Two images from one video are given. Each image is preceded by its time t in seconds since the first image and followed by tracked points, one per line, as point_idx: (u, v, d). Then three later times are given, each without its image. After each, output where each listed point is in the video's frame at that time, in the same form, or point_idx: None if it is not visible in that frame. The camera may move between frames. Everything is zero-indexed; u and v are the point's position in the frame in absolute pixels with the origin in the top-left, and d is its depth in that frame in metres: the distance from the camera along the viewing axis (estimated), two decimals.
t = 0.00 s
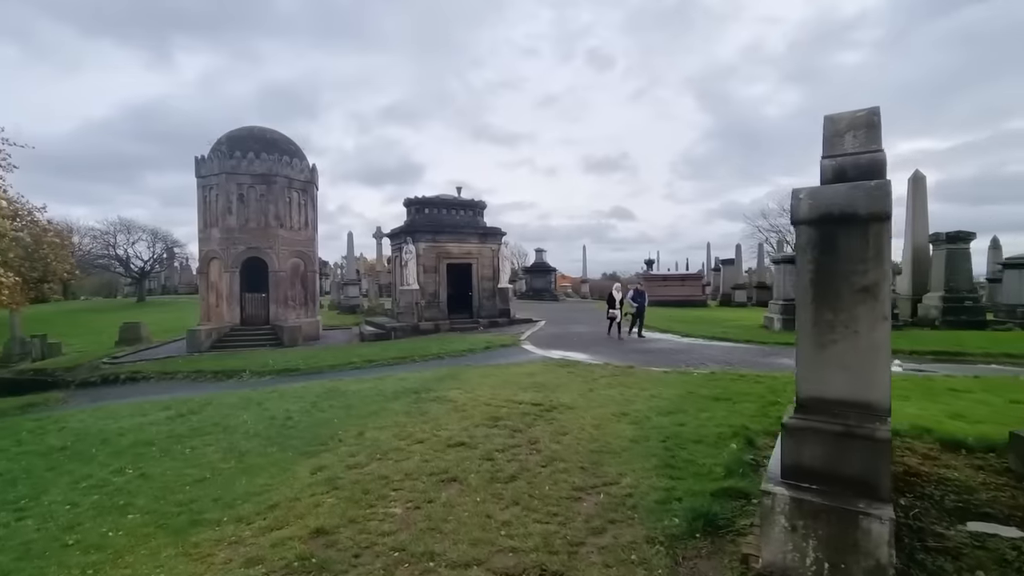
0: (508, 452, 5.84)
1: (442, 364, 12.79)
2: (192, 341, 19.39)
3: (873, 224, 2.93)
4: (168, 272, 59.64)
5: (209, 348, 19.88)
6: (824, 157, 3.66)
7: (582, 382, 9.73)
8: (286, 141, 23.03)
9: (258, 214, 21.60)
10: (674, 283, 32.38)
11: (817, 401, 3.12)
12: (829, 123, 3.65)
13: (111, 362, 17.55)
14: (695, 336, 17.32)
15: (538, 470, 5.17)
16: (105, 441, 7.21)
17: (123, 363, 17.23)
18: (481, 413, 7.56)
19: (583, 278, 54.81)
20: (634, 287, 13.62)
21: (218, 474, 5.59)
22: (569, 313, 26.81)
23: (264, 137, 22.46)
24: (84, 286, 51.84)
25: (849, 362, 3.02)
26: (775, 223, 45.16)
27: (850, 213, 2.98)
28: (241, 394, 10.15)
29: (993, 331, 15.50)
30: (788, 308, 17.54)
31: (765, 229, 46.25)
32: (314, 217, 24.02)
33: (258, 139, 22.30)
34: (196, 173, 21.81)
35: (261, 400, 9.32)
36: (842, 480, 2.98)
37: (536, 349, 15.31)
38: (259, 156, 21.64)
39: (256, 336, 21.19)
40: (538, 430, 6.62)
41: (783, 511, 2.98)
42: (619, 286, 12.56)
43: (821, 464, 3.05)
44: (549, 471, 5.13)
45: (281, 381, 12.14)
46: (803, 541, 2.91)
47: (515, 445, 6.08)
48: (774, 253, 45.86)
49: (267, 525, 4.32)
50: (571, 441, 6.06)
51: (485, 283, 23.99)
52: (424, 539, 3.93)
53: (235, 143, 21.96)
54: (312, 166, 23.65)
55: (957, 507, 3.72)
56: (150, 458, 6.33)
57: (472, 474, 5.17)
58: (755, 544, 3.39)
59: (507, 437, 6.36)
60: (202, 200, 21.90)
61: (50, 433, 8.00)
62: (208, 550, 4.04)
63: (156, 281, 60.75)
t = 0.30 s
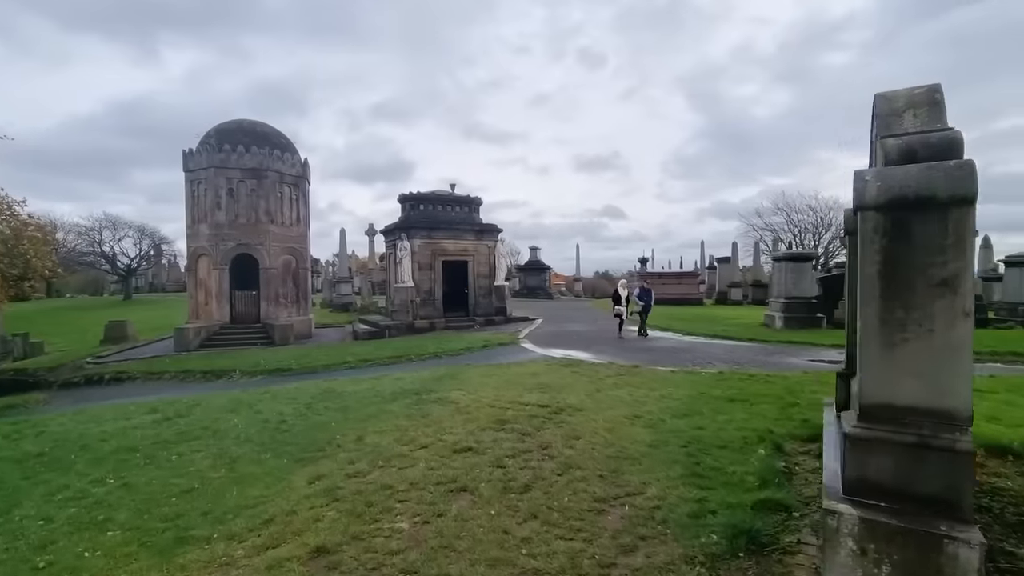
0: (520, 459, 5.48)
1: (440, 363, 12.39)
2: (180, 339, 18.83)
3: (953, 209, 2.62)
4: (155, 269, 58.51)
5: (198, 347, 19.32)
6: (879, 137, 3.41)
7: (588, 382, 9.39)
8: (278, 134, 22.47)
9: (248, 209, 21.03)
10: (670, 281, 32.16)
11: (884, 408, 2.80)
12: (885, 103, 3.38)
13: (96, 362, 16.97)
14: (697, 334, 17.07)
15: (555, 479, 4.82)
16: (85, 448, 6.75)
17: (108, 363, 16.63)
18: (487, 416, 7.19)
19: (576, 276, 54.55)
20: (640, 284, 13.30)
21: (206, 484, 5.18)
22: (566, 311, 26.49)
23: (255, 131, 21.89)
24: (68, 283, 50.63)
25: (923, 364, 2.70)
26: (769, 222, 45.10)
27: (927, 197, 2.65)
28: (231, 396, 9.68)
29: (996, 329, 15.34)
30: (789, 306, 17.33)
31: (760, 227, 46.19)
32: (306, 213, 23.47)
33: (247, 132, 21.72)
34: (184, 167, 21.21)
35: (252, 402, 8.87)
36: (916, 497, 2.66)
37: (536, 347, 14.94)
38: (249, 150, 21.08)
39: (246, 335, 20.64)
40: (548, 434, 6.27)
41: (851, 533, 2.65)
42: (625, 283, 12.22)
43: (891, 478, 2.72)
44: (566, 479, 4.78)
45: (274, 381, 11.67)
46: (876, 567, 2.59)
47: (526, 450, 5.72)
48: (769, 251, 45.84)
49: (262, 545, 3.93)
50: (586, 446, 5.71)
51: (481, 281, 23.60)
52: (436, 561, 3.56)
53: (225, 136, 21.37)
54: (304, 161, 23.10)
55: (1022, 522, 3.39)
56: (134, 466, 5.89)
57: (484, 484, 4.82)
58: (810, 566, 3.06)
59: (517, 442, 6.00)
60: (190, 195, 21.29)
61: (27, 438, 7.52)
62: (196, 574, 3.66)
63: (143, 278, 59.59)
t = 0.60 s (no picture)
0: (529, 460, 5.11)
1: (436, 355, 11.98)
2: (163, 331, 18.17)
3: None
4: (138, 259, 57.19)
5: (182, 339, 18.68)
6: (942, 104, 3.04)
7: (592, 374, 9.04)
8: (261, 118, 21.64)
9: (232, 196, 20.27)
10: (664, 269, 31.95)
11: (964, 413, 2.45)
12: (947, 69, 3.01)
13: (75, 355, 16.30)
14: (695, 321, 16.83)
15: (570, 484, 4.45)
16: (57, 452, 6.27)
17: (87, 357, 15.93)
18: (490, 412, 6.82)
19: (568, 264, 54.28)
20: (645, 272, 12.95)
21: (188, 494, 4.74)
22: (560, 299, 26.15)
23: (237, 114, 21.04)
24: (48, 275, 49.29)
25: (1015, 364, 2.33)
26: (761, 207, 45.01)
27: None
28: (217, 391, 9.20)
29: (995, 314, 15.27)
30: (788, 293, 17.14)
31: (752, 213, 46.07)
32: (292, 200, 22.74)
33: (230, 116, 20.85)
34: (164, 152, 20.37)
35: (239, 398, 8.39)
36: (1007, 516, 2.32)
37: (534, 337, 14.58)
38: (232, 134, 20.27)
39: (232, 326, 20.02)
40: (556, 431, 5.90)
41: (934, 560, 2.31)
42: (629, 270, 11.85)
43: (978, 496, 2.37)
44: (582, 484, 4.42)
45: (262, 375, 11.19)
46: None
47: (535, 451, 5.35)
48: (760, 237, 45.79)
49: (251, 566, 3.53)
50: (599, 445, 5.35)
51: (474, 269, 23.13)
52: None
53: (205, 120, 20.51)
54: (289, 146, 22.31)
55: None
56: (110, 472, 5.45)
57: (493, 490, 4.43)
58: None
59: (524, 441, 5.63)
60: (170, 181, 20.48)
61: None
62: None
63: (125, 268, 58.22)
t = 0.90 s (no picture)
0: (537, 471, 4.68)
1: (434, 354, 11.55)
2: (151, 330, 17.62)
3: None
4: (129, 256, 56.41)
5: (171, 338, 18.14)
6: (1022, 73, 2.72)
7: (598, 375, 8.63)
8: (253, 110, 21.09)
9: (223, 191, 19.72)
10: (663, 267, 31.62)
11: None
12: None
13: (59, 354, 15.75)
14: (699, 320, 16.47)
15: (585, 500, 4.03)
16: (24, 461, 5.79)
17: (71, 356, 15.38)
18: (493, 416, 6.39)
19: (565, 262, 53.94)
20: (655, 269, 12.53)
21: (161, 511, 4.29)
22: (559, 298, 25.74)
23: (228, 106, 20.49)
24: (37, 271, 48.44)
25: None
26: (759, 206, 44.81)
27: None
28: (204, 394, 8.73)
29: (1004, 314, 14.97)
30: (793, 291, 16.79)
31: (750, 212, 45.86)
32: (285, 195, 22.21)
33: (221, 109, 20.28)
34: (152, 145, 19.79)
35: (225, 401, 7.93)
36: None
37: (534, 336, 14.14)
38: (222, 126, 19.72)
39: (223, 324, 19.48)
40: (565, 439, 5.48)
41: None
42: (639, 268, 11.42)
43: None
44: (598, 500, 4.00)
45: (252, 376, 10.72)
46: None
47: (543, 460, 4.93)
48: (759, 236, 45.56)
49: None
50: (612, 454, 4.94)
51: (471, 266, 22.70)
52: None
53: (195, 112, 19.94)
54: (282, 139, 21.78)
55: None
56: (78, 485, 4.98)
57: (500, 507, 4.01)
58: None
59: (530, 450, 5.20)
60: (159, 175, 19.90)
61: None
62: None
63: (116, 265, 57.41)
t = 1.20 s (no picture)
0: (550, 495, 4.21)
1: (431, 359, 11.08)
2: (137, 333, 17.05)
3: None
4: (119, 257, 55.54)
5: (158, 341, 17.57)
6: None
7: (605, 382, 8.19)
8: (244, 108, 20.54)
9: (213, 190, 19.16)
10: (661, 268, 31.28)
11: None
12: None
13: (40, 359, 15.18)
14: (701, 323, 16.09)
15: (607, 531, 3.56)
16: None
17: (53, 361, 14.80)
18: (496, 429, 5.92)
19: (561, 263, 53.57)
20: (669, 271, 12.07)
21: (126, 546, 3.80)
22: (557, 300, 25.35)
23: (218, 103, 19.94)
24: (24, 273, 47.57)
25: None
26: (757, 207, 44.55)
27: None
28: (187, 403, 8.21)
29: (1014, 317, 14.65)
30: (797, 293, 16.43)
31: (748, 212, 45.65)
32: (277, 195, 21.67)
33: (210, 106, 19.70)
34: (140, 143, 19.22)
35: (208, 412, 7.43)
36: None
37: (535, 339, 13.68)
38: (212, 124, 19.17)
39: (213, 327, 18.91)
40: (576, 455, 5.02)
41: None
42: (652, 270, 10.98)
43: None
44: (622, 532, 3.53)
45: (240, 383, 10.21)
46: None
47: (555, 482, 4.47)
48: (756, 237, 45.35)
49: None
50: (631, 475, 4.48)
51: (468, 268, 22.24)
52: None
53: (184, 109, 19.38)
54: (274, 138, 21.26)
55: None
56: (38, 510, 4.48)
57: (511, 540, 3.54)
58: None
59: (539, 469, 4.74)
60: (147, 174, 19.32)
61: None
62: None
63: (106, 267, 56.55)
